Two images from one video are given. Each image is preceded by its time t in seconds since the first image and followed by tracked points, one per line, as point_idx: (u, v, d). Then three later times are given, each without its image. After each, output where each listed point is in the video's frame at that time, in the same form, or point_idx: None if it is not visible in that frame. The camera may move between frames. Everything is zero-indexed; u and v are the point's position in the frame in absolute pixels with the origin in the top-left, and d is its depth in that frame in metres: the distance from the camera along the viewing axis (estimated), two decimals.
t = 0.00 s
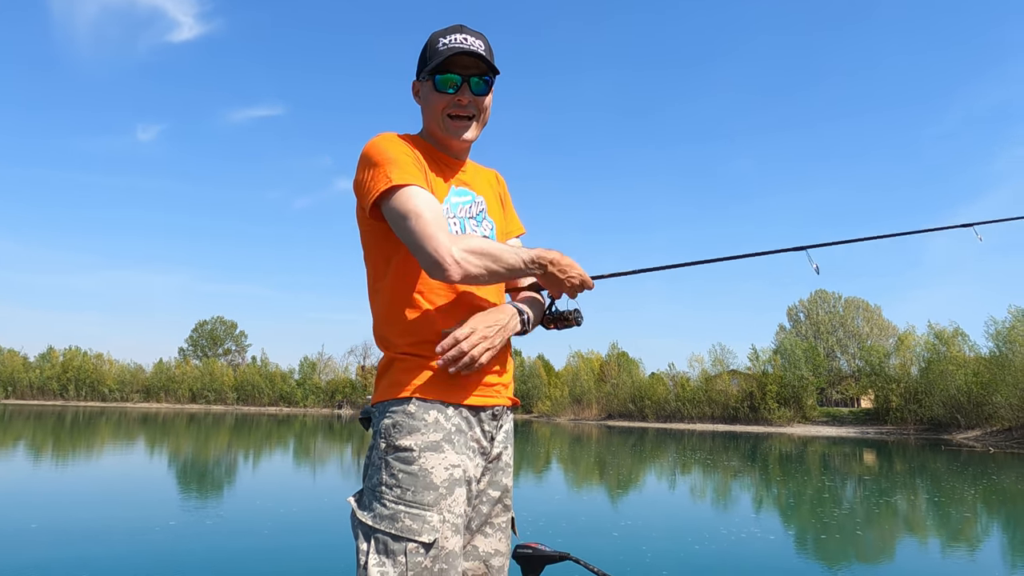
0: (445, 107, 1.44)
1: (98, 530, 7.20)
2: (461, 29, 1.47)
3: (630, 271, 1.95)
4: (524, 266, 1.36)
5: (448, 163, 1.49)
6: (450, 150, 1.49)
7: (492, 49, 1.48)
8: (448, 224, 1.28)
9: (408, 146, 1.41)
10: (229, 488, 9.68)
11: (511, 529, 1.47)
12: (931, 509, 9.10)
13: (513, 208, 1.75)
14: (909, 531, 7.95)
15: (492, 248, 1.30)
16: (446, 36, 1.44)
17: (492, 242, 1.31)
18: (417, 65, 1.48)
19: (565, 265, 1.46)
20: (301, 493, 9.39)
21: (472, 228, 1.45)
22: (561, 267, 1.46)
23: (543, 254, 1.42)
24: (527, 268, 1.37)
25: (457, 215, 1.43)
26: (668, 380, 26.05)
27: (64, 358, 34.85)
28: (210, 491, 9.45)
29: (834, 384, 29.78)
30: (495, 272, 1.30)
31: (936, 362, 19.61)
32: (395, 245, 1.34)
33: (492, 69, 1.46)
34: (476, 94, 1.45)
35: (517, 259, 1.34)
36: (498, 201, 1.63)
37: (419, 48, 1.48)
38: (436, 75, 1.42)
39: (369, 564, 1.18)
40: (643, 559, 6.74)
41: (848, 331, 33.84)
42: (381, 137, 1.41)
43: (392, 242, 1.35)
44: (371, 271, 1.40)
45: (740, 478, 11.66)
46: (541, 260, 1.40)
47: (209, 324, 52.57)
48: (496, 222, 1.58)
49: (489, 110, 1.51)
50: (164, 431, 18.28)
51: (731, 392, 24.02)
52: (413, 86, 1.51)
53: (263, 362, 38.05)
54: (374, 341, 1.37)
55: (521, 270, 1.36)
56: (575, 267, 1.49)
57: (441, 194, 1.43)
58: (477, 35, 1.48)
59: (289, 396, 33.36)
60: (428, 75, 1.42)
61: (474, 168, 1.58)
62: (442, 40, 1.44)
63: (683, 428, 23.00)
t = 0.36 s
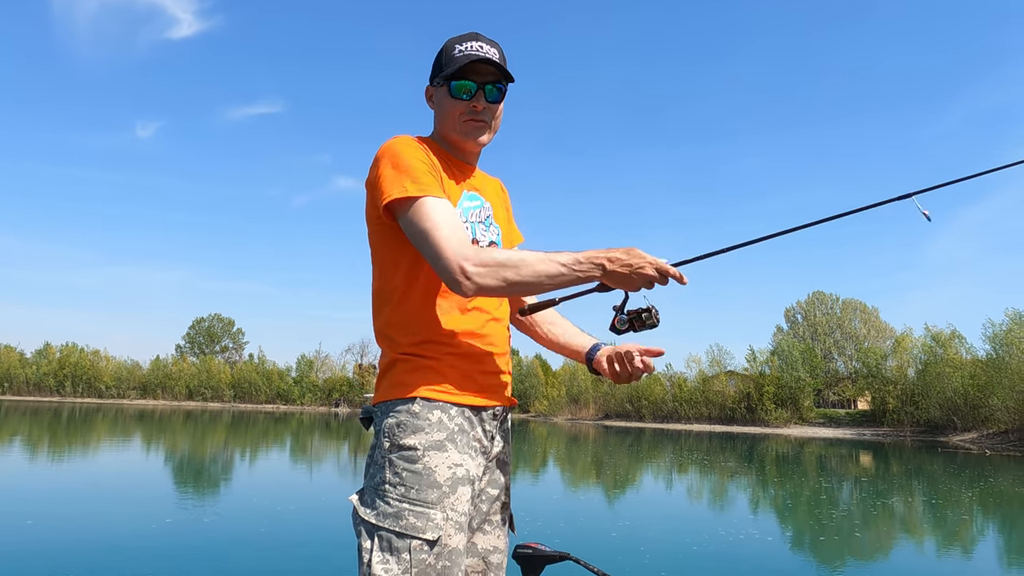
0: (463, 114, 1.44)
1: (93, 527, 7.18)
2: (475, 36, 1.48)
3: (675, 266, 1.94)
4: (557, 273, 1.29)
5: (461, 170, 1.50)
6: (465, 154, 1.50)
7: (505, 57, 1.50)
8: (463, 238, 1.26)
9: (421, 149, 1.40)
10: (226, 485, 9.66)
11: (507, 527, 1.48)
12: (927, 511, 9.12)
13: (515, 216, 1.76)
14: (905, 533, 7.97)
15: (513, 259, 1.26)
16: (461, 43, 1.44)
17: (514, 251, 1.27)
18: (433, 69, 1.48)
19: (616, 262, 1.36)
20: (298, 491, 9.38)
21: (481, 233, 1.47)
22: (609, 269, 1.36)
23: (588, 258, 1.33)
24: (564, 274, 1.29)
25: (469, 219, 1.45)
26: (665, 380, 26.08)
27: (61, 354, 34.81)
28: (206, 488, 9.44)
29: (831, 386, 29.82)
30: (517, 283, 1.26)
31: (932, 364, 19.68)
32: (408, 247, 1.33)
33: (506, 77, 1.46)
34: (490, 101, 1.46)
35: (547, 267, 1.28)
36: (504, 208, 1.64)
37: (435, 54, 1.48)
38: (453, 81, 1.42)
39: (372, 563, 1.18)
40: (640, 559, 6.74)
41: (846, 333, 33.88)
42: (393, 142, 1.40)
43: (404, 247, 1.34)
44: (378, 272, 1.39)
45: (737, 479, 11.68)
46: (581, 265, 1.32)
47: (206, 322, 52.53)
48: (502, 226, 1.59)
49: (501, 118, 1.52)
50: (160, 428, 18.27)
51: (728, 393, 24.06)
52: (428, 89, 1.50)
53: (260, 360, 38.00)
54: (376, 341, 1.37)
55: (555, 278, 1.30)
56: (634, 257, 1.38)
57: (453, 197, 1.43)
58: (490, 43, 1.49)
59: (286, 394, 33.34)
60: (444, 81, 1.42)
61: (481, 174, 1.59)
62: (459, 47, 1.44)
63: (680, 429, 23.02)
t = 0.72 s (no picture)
0: (495, 124, 1.53)
1: (89, 530, 7.13)
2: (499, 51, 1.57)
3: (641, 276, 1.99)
4: (512, 291, 1.26)
5: (462, 171, 1.55)
6: (475, 157, 1.59)
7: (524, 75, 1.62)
8: (428, 259, 1.25)
9: (418, 153, 1.40)
10: (223, 487, 9.64)
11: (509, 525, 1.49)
12: (922, 506, 9.14)
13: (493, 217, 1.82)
14: (902, 528, 7.97)
15: (466, 278, 1.23)
16: (493, 55, 1.53)
17: (469, 270, 1.24)
18: (454, 70, 1.50)
19: (576, 276, 1.34)
20: (295, 492, 9.33)
21: (481, 237, 1.50)
22: (573, 280, 1.34)
23: (549, 269, 1.32)
24: (515, 295, 1.26)
25: (469, 223, 1.46)
26: (662, 378, 26.10)
27: (56, 357, 34.72)
28: (203, 490, 9.40)
29: (827, 382, 29.92)
30: (468, 302, 1.23)
31: (928, 360, 19.73)
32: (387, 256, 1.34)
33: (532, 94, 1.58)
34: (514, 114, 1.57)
35: (502, 285, 1.25)
36: (498, 212, 1.69)
37: (461, 57, 1.51)
38: (491, 93, 1.50)
39: (381, 561, 1.17)
40: (642, 558, 6.70)
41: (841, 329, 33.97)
42: (392, 146, 1.40)
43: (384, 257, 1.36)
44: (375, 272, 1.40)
45: (734, 476, 11.69)
46: (539, 279, 1.30)
47: (202, 323, 52.44)
48: (499, 227, 1.62)
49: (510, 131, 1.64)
50: (157, 430, 18.19)
51: (725, 390, 24.12)
52: (446, 88, 1.50)
53: (256, 361, 37.91)
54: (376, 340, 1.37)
55: (511, 293, 1.27)
56: (598, 267, 1.35)
57: (455, 199, 1.44)
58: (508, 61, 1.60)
59: (283, 395, 33.24)
60: (482, 90, 1.49)
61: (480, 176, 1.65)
62: (491, 58, 1.52)
63: (677, 426, 23.01)
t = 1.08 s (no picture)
0: (507, 134, 1.58)
1: (86, 532, 7.12)
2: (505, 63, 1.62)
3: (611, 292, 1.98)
4: (479, 306, 1.26)
5: (465, 174, 1.56)
6: (483, 164, 1.61)
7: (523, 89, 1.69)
8: (406, 269, 1.26)
9: (422, 160, 1.38)
10: (219, 489, 9.62)
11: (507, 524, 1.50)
12: (919, 506, 9.17)
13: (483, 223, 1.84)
14: (899, 528, 7.99)
15: (437, 292, 1.23)
16: (505, 68, 1.58)
17: (439, 281, 1.23)
18: (474, 78, 1.52)
19: (544, 292, 1.33)
20: (292, 493, 9.32)
21: (482, 240, 1.50)
22: (541, 296, 1.33)
23: (518, 284, 1.31)
24: (486, 309, 1.27)
25: (471, 227, 1.47)
26: (659, 378, 26.14)
27: (52, 359, 34.64)
28: (199, 492, 9.37)
29: (824, 382, 29.99)
30: (436, 316, 1.24)
31: (924, 360, 19.77)
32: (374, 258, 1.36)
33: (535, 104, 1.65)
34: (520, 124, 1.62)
35: (467, 300, 1.25)
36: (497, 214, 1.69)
37: (476, 66, 1.53)
38: (507, 103, 1.55)
39: (393, 560, 1.17)
40: (641, 560, 6.68)
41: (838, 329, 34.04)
42: (397, 151, 1.39)
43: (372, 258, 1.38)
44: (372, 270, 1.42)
45: (730, 476, 11.70)
46: (506, 294, 1.29)
47: (198, 324, 52.38)
48: (497, 231, 1.63)
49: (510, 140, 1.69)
50: (153, 432, 18.15)
51: (722, 390, 24.15)
52: (464, 94, 1.51)
53: (253, 362, 37.83)
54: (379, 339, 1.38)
55: (479, 308, 1.27)
56: (568, 285, 1.35)
57: (458, 205, 1.43)
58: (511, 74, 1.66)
59: (280, 396, 33.21)
60: (499, 101, 1.53)
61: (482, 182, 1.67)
62: (503, 69, 1.57)
63: (674, 427, 23.04)
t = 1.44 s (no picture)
0: (522, 140, 1.61)
1: (83, 531, 7.08)
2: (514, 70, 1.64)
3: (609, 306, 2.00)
4: (479, 310, 1.26)
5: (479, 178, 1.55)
6: (492, 169, 1.60)
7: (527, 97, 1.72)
8: (410, 266, 1.25)
9: (440, 161, 1.37)
10: (215, 487, 9.59)
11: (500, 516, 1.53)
12: (914, 505, 9.21)
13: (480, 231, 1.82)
14: (894, 528, 8.00)
15: (439, 293, 1.22)
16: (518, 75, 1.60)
17: (441, 283, 1.23)
18: (495, 82, 1.53)
19: (541, 302, 1.34)
20: (288, 492, 9.30)
21: (488, 242, 1.50)
22: (539, 305, 1.34)
23: (518, 292, 1.31)
24: (487, 314, 1.27)
25: (480, 229, 1.46)
26: (655, 378, 26.18)
27: (48, 356, 34.47)
28: (195, 490, 9.34)
29: (820, 382, 30.08)
30: (436, 315, 1.23)
31: (920, 360, 19.81)
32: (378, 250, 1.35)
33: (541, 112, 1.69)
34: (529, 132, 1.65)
35: (468, 302, 1.24)
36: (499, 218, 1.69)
37: (493, 71, 1.55)
38: (524, 110, 1.57)
39: (402, 557, 1.19)
40: (638, 559, 6.65)
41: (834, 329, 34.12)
42: (415, 149, 1.38)
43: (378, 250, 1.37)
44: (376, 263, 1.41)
45: (726, 475, 11.72)
46: (505, 300, 1.29)
47: (194, 322, 52.28)
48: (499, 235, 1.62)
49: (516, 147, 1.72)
50: (149, 429, 18.10)
51: (718, 390, 24.19)
52: (486, 99, 1.52)
53: (249, 360, 37.76)
54: (378, 332, 1.37)
55: (479, 312, 1.27)
56: (565, 297, 1.37)
57: (469, 207, 1.43)
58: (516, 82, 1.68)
59: (276, 394, 33.15)
60: (518, 107, 1.56)
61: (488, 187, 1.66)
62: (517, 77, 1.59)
63: (670, 426, 23.07)
